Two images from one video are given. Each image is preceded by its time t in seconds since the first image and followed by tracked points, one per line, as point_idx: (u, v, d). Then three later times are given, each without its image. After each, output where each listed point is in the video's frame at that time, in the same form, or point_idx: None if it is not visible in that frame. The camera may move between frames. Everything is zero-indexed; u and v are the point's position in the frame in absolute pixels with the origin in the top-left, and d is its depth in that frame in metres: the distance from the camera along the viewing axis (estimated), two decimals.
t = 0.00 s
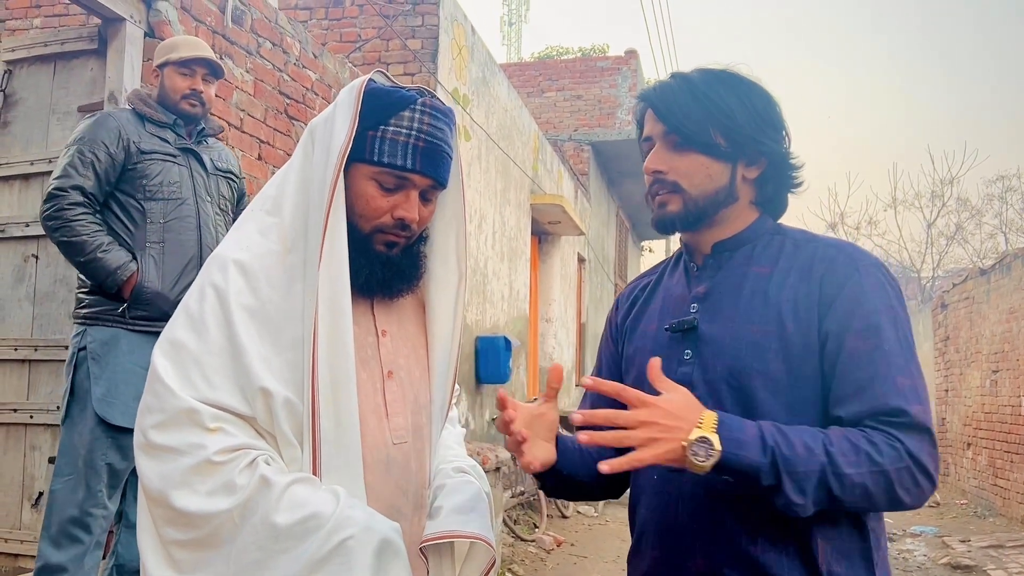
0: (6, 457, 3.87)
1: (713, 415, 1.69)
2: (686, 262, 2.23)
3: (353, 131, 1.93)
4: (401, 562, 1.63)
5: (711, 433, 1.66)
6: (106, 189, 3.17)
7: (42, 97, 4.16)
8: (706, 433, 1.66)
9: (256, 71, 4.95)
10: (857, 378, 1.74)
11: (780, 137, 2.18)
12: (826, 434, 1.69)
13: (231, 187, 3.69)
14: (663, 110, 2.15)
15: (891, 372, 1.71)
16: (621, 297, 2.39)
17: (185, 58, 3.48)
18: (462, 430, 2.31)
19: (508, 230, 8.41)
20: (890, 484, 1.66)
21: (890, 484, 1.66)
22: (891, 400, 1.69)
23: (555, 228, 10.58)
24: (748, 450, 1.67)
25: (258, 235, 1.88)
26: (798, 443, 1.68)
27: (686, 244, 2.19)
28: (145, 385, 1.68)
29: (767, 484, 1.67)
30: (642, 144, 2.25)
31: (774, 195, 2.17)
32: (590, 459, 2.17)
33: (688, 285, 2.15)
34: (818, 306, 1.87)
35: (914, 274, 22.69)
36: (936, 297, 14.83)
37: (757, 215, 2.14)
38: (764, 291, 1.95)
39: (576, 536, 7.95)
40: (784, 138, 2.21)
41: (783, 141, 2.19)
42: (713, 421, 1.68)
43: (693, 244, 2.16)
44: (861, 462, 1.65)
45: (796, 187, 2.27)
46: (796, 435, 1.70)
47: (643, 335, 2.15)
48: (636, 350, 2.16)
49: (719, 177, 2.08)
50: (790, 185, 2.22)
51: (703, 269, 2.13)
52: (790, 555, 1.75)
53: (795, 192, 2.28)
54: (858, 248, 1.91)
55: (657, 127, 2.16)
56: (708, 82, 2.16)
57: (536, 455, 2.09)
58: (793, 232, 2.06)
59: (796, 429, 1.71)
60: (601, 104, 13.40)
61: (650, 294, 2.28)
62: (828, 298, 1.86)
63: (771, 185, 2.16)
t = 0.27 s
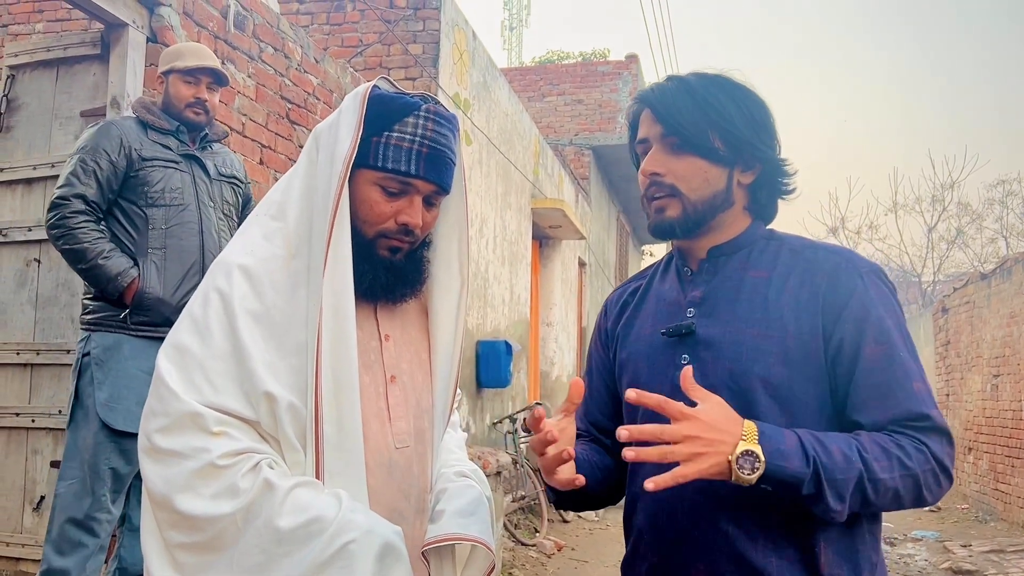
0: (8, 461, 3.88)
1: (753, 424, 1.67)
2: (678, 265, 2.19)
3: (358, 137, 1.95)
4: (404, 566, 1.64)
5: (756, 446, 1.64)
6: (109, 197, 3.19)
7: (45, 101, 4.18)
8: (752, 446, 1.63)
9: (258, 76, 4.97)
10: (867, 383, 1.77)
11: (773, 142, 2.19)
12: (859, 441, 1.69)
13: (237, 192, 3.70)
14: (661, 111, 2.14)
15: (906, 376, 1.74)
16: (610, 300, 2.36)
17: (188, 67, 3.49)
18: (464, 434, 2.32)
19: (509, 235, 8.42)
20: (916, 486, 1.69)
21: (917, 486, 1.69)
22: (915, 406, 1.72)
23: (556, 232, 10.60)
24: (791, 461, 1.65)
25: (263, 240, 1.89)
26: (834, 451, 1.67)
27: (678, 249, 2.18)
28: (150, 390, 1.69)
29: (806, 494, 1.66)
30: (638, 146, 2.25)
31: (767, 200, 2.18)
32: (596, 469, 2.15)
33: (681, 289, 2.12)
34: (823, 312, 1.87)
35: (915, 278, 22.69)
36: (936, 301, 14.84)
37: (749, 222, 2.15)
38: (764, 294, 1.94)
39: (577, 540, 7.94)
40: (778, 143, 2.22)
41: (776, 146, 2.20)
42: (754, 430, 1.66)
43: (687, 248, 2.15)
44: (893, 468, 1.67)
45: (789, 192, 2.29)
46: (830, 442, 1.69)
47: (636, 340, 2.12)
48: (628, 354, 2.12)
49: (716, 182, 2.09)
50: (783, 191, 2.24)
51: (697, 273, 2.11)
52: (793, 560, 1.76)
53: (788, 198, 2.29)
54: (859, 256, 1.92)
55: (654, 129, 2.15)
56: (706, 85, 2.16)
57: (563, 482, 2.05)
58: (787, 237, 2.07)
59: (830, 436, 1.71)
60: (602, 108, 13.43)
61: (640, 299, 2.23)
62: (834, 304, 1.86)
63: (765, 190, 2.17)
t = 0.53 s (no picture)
0: (9, 464, 3.88)
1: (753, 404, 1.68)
2: (676, 268, 2.18)
3: (360, 141, 1.96)
4: (406, 569, 1.65)
5: (756, 427, 1.64)
6: (114, 202, 3.21)
7: (47, 105, 4.19)
8: (753, 425, 1.64)
9: (260, 80, 4.98)
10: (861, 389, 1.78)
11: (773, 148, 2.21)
12: (860, 432, 1.71)
13: (240, 196, 3.70)
14: (666, 114, 2.15)
15: (903, 379, 1.75)
16: (604, 304, 2.34)
17: (193, 73, 3.50)
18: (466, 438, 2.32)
19: (510, 238, 8.43)
20: (913, 483, 1.71)
21: (913, 483, 1.70)
22: (913, 406, 1.73)
23: (557, 236, 10.61)
24: (792, 441, 1.66)
25: (265, 245, 1.90)
26: (835, 438, 1.69)
27: (676, 253, 2.17)
28: (152, 394, 1.70)
29: (805, 479, 1.67)
30: (638, 148, 2.25)
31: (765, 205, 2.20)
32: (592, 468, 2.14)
33: (680, 292, 2.11)
34: (822, 316, 1.88)
35: (916, 281, 22.68)
36: (937, 304, 14.84)
37: (748, 225, 2.15)
38: (764, 297, 1.94)
39: (578, 544, 7.94)
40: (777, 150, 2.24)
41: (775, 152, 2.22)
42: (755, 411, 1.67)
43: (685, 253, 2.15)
44: (891, 461, 1.68)
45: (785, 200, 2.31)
46: (831, 430, 1.71)
47: (633, 344, 2.11)
48: (627, 359, 2.11)
49: (718, 185, 2.09)
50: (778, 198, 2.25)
51: (696, 277, 2.10)
52: (794, 564, 1.76)
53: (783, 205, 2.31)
54: (856, 260, 1.93)
55: (658, 130, 2.15)
56: (709, 89, 2.17)
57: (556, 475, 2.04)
58: (784, 242, 2.07)
59: (832, 425, 1.73)
60: (602, 112, 13.45)
61: (637, 301, 2.22)
62: (832, 307, 1.87)
63: (763, 195, 2.19)
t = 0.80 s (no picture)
0: (10, 467, 3.89)
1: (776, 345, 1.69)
2: (674, 271, 2.18)
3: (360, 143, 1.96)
4: (406, 570, 1.65)
5: (775, 360, 1.63)
6: (117, 204, 3.22)
7: (49, 108, 4.20)
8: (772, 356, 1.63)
9: (261, 83, 4.99)
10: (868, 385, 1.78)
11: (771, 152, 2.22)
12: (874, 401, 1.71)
13: (241, 199, 3.71)
14: (666, 114, 2.15)
15: (905, 374, 1.76)
16: (602, 306, 2.34)
17: (197, 76, 3.51)
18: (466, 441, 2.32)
19: (510, 241, 8.44)
20: (923, 461, 1.68)
21: (924, 462, 1.67)
22: (919, 393, 1.75)
23: (557, 238, 10.62)
24: (810, 383, 1.65)
25: (264, 248, 1.90)
26: (851, 395, 1.68)
27: (671, 256, 2.18)
28: (152, 397, 1.70)
29: (817, 426, 1.64)
30: (637, 149, 2.25)
31: (761, 208, 2.21)
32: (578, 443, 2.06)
33: (678, 295, 2.12)
34: (821, 316, 1.88)
35: (916, 284, 22.68)
36: (938, 307, 14.84)
37: (745, 228, 2.16)
38: (763, 298, 1.95)
39: (578, 547, 7.93)
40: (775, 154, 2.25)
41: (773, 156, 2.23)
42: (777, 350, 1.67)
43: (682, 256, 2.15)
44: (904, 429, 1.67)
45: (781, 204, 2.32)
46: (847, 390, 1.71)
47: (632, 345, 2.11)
48: (622, 361, 2.11)
49: (717, 186, 2.09)
50: (775, 201, 2.26)
51: (694, 279, 2.11)
52: (793, 566, 1.76)
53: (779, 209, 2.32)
54: (854, 260, 1.94)
55: (658, 131, 2.15)
56: (709, 91, 2.18)
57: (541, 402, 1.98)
58: (781, 244, 2.08)
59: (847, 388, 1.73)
60: (603, 115, 13.46)
61: (636, 303, 2.22)
62: (830, 308, 1.87)
63: (760, 198, 2.20)
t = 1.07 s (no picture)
0: (11, 469, 3.89)
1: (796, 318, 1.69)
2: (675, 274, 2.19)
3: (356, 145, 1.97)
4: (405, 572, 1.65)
5: (786, 330, 1.63)
6: (117, 206, 3.22)
7: (50, 110, 4.21)
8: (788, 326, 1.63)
9: (262, 85, 5.00)
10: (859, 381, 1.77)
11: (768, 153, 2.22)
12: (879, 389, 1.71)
13: (241, 201, 3.71)
14: (664, 113, 2.15)
15: (902, 370, 1.76)
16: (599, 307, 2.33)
17: (198, 78, 3.51)
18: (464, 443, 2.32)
19: (511, 243, 8.43)
20: (925, 451, 1.67)
21: (925, 450, 1.66)
22: (918, 387, 1.75)
23: (558, 240, 10.61)
24: (821, 360, 1.64)
25: (262, 250, 1.90)
26: (860, 379, 1.67)
27: (670, 255, 2.19)
28: (150, 400, 1.70)
29: (826, 404, 1.62)
30: (635, 148, 2.24)
31: (757, 208, 2.21)
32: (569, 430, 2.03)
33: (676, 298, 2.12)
34: (818, 317, 1.88)
35: (918, 286, 22.67)
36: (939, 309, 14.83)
37: (742, 229, 2.16)
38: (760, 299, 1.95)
39: (579, 549, 7.92)
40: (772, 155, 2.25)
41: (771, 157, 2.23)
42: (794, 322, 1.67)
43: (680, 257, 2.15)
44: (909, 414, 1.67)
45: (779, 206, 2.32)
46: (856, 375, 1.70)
47: (630, 348, 2.10)
48: (621, 364, 2.10)
49: (714, 184, 2.09)
50: (773, 202, 2.26)
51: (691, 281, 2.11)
52: (792, 568, 1.75)
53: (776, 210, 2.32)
54: (850, 260, 1.93)
55: (655, 129, 2.15)
56: (707, 91, 2.18)
57: (537, 383, 1.95)
58: (778, 244, 2.08)
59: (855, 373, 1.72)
60: (604, 117, 13.47)
61: (633, 305, 2.22)
62: (827, 308, 1.87)
63: (757, 198, 2.20)
